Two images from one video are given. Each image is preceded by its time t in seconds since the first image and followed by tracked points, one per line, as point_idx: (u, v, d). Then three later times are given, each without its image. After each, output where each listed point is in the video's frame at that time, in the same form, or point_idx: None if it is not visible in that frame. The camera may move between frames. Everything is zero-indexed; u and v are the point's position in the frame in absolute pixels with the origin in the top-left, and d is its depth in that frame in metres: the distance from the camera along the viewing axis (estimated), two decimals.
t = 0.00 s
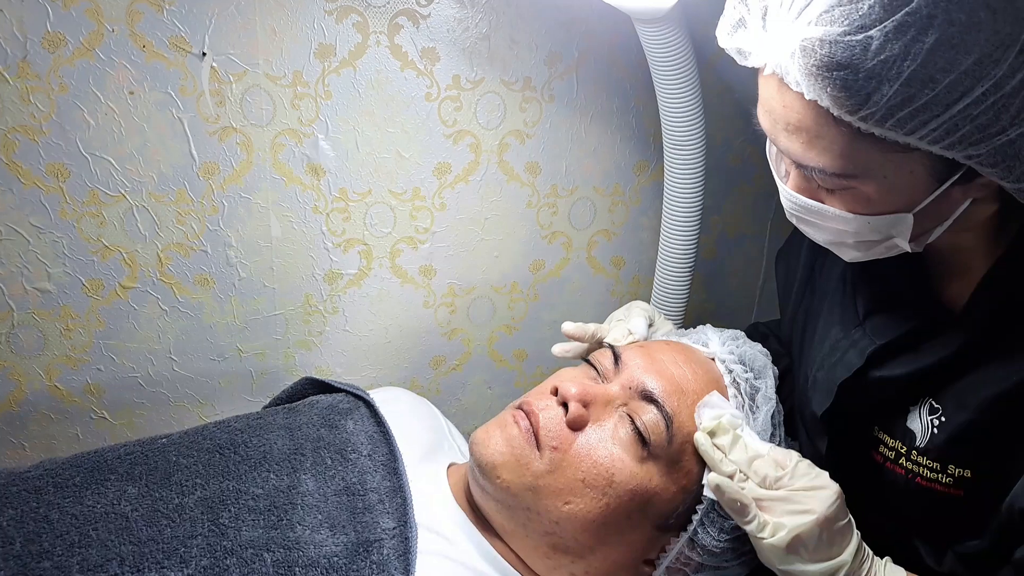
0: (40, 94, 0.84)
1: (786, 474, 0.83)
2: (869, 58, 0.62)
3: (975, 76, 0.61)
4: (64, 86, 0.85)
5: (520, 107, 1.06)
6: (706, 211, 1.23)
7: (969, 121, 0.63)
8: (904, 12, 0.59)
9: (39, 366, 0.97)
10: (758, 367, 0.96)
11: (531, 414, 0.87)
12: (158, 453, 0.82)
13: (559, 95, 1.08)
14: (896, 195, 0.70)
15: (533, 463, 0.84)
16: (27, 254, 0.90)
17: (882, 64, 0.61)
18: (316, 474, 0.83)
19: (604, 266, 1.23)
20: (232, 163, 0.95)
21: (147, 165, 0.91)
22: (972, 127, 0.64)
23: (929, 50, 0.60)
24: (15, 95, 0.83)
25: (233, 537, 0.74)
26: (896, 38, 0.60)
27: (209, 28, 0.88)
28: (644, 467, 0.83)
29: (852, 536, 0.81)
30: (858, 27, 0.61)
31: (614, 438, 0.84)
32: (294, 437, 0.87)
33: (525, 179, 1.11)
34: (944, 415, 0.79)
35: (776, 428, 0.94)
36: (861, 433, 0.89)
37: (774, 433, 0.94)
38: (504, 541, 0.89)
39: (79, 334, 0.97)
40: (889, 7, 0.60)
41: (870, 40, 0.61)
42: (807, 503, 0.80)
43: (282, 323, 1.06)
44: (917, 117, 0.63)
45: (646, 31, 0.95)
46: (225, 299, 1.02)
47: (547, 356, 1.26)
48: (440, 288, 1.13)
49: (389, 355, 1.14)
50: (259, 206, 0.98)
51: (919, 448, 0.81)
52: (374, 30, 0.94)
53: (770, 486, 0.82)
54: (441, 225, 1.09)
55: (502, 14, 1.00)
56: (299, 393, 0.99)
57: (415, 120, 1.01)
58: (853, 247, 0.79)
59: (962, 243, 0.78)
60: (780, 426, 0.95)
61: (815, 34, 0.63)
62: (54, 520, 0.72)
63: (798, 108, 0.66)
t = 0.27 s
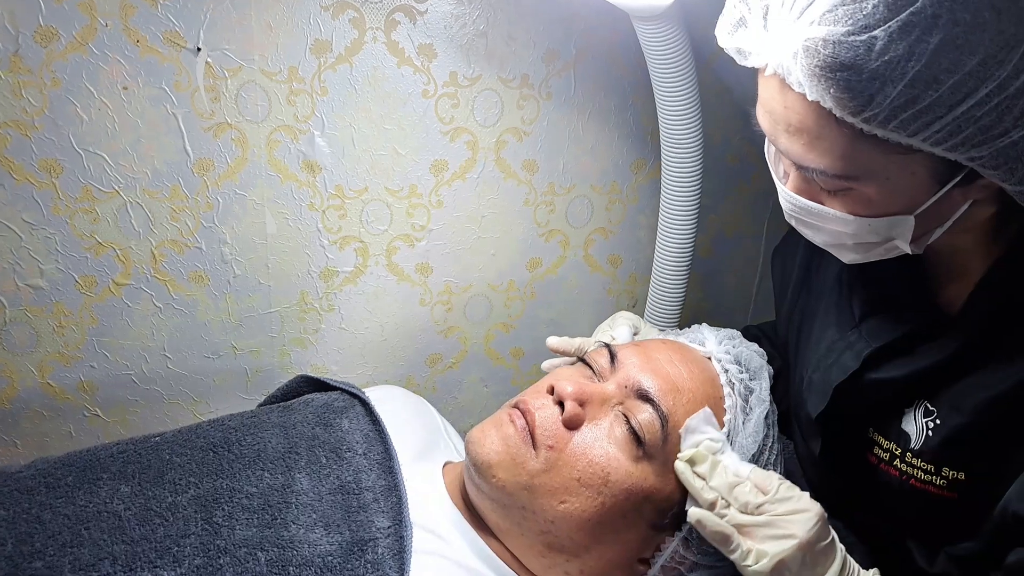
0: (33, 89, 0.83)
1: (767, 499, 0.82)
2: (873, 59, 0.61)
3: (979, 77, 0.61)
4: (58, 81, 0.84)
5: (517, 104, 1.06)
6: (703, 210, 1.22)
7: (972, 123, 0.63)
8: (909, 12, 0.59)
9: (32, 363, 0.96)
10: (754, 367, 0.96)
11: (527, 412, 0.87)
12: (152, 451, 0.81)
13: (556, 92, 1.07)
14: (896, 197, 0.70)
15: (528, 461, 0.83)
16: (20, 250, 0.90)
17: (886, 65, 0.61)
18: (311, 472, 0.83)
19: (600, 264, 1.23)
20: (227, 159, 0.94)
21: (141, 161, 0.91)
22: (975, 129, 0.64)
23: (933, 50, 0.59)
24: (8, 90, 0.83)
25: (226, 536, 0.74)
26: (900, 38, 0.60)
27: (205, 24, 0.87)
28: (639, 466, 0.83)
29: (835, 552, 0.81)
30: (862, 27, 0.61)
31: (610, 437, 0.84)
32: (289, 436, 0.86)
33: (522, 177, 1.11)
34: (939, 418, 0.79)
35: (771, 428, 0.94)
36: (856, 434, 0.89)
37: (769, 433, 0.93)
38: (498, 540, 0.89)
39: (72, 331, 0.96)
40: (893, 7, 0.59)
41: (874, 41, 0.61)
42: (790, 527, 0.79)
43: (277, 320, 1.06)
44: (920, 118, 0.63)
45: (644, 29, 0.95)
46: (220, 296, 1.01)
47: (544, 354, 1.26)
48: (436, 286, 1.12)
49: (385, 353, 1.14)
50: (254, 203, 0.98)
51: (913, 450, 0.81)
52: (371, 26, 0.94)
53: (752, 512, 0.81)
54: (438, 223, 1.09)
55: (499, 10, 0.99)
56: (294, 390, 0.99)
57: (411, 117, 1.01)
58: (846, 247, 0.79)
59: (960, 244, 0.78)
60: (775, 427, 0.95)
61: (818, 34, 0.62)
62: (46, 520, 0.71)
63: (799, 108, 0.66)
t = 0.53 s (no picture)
0: (28, 90, 0.83)
1: (740, 510, 0.82)
2: (907, 56, 0.61)
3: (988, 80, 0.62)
4: (53, 81, 0.84)
5: (512, 105, 1.06)
6: (698, 210, 1.23)
7: (1002, 123, 0.64)
8: (943, 10, 0.59)
9: (28, 363, 0.96)
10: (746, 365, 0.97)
11: (522, 412, 0.87)
12: (147, 452, 0.81)
13: (552, 92, 1.08)
14: (916, 197, 0.70)
15: (523, 461, 0.84)
16: (15, 251, 0.90)
17: (920, 63, 0.61)
18: (307, 473, 0.83)
19: (596, 263, 1.23)
20: (223, 160, 0.94)
21: (137, 162, 0.91)
22: (1003, 130, 0.64)
23: (967, 49, 0.60)
24: (3, 91, 0.82)
25: (222, 537, 0.74)
26: (935, 36, 0.60)
27: (200, 24, 0.87)
28: (634, 465, 0.84)
29: (812, 551, 0.82)
30: (896, 24, 0.61)
31: (605, 436, 0.84)
32: (284, 436, 0.87)
33: (517, 177, 1.11)
34: (937, 416, 0.80)
35: (763, 425, 0.95)
36: (854, 431, 0.89)
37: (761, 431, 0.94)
38: (493, 539, 0.89)
39: (68, 331, 0.96)
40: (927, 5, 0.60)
41: (909, 38, 0.61)
42: (767, 535, 0.80)
43: (273, 320, 1.06)
44: (950, 118, 0.63)
45: (637, 32, 0.95)
46: (216, 296, 1.01)
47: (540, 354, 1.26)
48: (432, 285, 1.13)
49: (381, 352, 1.14)
50: (250, 203, 0.98)
51: (911, 447, 0.82)
52: (367, 27, 0.94)
53: (728, 523, 0.82)
54: (433, 223, 1.09)
55: (494, 11, 0.99)
56: (290, 390, 0.99)
57: (407, 117, 1.01)
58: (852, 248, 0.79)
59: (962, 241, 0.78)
60: (766, 425, 0.96)
61: (850, 30, 0.62)
62: (41, 523, 0.72)
63: (825, 108, 0.65)
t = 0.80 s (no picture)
0: (27, 89, 0.84)
1: (722, 506, 0.84)
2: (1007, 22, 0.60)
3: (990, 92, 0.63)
4: (51, 81, 0.84)
5: (508, 108, 1.07)
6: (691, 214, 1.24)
7: None
8: None
9: (24, 360, 0.97)
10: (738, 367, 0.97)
11: (515, 413, 0.88)
12: (142, 450, 0.82)
13: (548, 95, 1.09)
14: (990, 185, 0.68)
15: (516, 462, 0.85)
16: (12, 248, 0.90)
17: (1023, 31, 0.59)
18: (301, 472, 0.84)
19: (590, 265, 1.24)
20: (220, 160, 0.95)
21: (134, 161, 0.91)
22: None
23: None
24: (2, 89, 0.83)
25: (217, 535, 0.75)
26: None
27: (198, 25, 0.88)
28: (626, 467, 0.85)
29: (797, 539, 0.84)
30: None
31: (597, 438, 0.85)
32: (279, 435, 0.88)
33: (512, 179, 1.12)
34: (960, 415, 0.81)
35: (754, 427, 0.96)
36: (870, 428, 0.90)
37: (752, 433, 0.95)
38: (486, 538, 0.90)
39: (64, 329, 0.96)
40: None
41: None
42: (755, 526, 0.82)
43: (268, 320, 1.06)
44: None
45: (632, 36, 0.96)
46: (212, 295, 1.02)
47: (534, 355, 1.27)
48: (427, 286, 1.13)
49: (376, 352, 1.15)
50: (247, 203, 0.98)
51: (929, 444, 0.83)
52: (364, 29, 0.94)
53: (712, 520, 0.83)
54: (429, 224, 1.10)
55: (491, 15, 1.00)
56: (285, 389, 1.00)
57: (403, 119, 1.02)
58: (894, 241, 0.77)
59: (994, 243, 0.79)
60: (757, 427, 0.97)
61: None
62: (37, 520, 0.72)
63: (909, 83, 0.62)
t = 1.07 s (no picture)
0: (29, 90, 0.84)
1: None
2: None
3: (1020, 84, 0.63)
4: (53, 82, 0.85)
5: (509, 109, 1.07)
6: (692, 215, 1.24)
7: None
8: None
9: (26, 360, 0.97)
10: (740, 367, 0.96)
11: (516, 414, 0.89)
12: (144, 451, 0.82)
13: (549, 97, 1.09)
14: None
15: (517, 463, 0.85)
16: (14, 249, 0.90)
17: None
18: (302, 473, 0.84)
19: (590, 267, 1.24)
20: (221, 161, 0.95)
21: (136, 162, 0.92)
22: None
23: None
24: (5, 90, 0.83)
25: (218, 535, 0.75)
26: None
27: (200, 27, 0.88)
28: (626, 468, 0.85)
29: None
30: None
31: (597, 439, 0.86)
32: (280, 436, 0.88)
33: (513, 181, 1.12)
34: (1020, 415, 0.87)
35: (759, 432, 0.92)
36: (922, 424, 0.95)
37: (757, 436, 0.91)
38: (486, 539, 0.91)
39: (66, 329, 0.97)
40: None
41: None
42: None
43: (269, 321, 1.07)
44: None
45: (632, 38, 0.97)
46: (213, 296, 1.02)
47: (534, 356, 1.27)
48: (428, 287, 1.14)
49: (377, 353, 1.15)
50: (248, 204, 0.99)
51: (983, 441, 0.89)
52: (365, 31, 0.95)
53: None
54: (429, 225, 1.10)
55: (492, 17, 1.00)
56: (286, 390, 1.00)
57: (404, 121, 1.02)
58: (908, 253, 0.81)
59: None
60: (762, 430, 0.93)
61: None
62: (40, 519, 0.72)
63: None
